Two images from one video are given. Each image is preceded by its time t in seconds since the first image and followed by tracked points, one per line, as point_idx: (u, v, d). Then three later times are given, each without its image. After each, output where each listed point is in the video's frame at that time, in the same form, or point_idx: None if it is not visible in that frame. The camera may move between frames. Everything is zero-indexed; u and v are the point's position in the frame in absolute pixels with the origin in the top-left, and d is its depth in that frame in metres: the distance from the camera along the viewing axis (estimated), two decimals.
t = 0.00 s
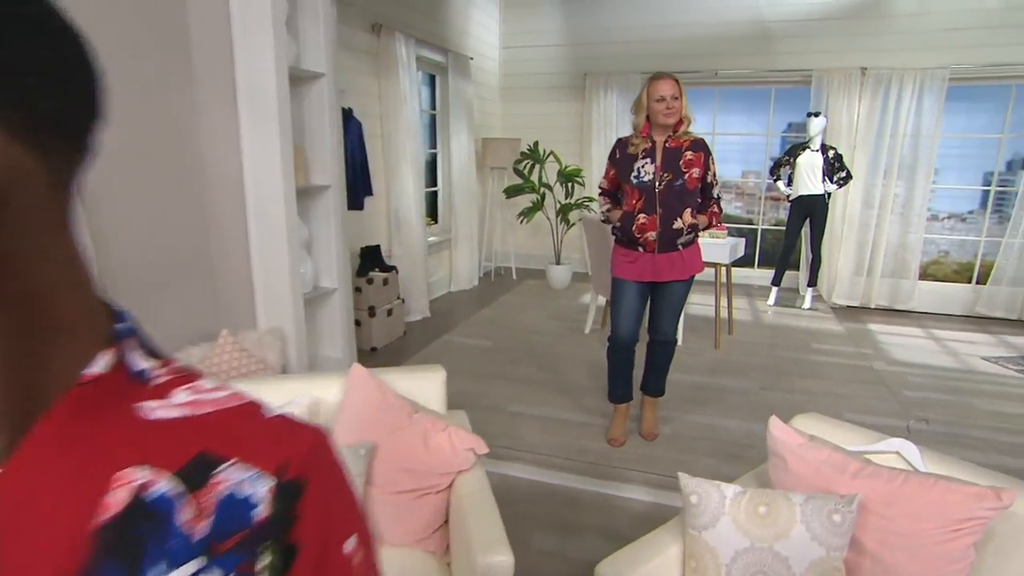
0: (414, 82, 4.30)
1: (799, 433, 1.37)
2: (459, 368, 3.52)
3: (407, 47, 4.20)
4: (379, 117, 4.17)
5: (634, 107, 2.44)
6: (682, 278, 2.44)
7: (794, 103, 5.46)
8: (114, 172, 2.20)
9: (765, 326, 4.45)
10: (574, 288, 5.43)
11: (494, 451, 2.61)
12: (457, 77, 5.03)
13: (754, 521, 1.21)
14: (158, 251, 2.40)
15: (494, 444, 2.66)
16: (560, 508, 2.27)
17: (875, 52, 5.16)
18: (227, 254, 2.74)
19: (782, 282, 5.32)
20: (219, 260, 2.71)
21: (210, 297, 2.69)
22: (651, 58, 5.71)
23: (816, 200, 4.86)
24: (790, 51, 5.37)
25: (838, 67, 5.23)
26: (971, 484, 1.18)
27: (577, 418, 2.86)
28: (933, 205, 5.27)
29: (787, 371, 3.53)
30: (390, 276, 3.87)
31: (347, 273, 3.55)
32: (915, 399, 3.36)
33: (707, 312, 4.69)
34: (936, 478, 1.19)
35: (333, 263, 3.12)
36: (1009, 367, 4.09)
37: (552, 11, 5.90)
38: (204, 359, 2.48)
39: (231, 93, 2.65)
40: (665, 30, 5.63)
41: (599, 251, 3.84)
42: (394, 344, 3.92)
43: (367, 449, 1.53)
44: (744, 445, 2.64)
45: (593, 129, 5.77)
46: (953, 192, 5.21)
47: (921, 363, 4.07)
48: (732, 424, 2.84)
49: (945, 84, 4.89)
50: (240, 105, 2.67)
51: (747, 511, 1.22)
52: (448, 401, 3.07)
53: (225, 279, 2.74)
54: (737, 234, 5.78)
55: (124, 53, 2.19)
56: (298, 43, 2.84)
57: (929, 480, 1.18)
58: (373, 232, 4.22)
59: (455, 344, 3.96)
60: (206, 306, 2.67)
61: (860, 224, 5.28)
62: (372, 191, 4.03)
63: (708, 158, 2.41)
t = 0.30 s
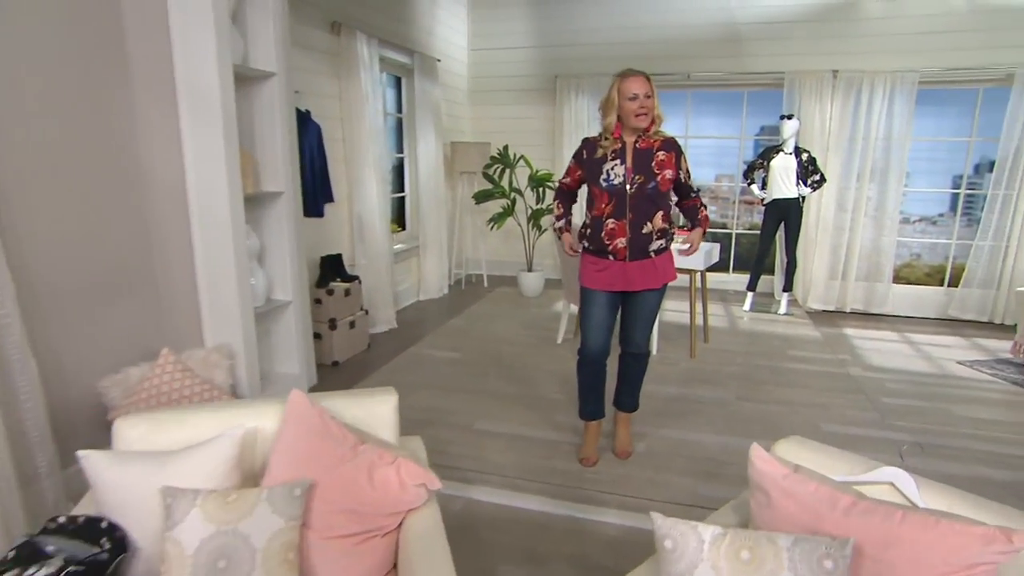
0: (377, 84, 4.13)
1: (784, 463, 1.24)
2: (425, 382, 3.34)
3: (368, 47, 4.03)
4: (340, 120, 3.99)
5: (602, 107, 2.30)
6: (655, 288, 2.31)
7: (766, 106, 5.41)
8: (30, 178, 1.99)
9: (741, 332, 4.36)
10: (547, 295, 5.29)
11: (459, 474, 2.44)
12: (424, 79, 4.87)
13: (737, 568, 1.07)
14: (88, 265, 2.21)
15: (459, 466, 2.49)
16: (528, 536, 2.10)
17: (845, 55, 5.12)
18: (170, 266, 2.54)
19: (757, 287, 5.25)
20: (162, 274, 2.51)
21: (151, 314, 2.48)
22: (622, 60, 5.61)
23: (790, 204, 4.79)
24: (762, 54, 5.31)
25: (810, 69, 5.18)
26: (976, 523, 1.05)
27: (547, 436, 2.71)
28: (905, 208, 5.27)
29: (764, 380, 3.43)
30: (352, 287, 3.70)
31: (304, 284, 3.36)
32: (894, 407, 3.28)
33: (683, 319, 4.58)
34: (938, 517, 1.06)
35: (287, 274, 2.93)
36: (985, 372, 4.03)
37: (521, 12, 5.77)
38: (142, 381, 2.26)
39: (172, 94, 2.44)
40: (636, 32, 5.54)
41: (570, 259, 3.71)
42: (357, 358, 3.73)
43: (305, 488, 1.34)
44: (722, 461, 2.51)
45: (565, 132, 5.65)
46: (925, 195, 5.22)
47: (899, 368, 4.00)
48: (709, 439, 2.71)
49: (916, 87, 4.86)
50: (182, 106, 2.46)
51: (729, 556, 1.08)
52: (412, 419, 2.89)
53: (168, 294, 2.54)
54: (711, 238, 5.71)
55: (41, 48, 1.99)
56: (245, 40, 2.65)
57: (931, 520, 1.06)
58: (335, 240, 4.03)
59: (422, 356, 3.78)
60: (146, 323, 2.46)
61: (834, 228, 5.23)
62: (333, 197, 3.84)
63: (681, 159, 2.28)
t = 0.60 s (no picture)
0: (348, 85, 3.97)
1: (780, 503, 1.11)
2: (398, 397, 3.18)
3: (338, 46, 3.86)
4: (309, 122, 3.82)
5: (580, 107, 2.16)
6: (636, 298, 2.17)
7: (747, 107, 5.34)
8: None
9: (725, 339, 4.26)
10: (528, 302, 5.15)
11: (431, 499, 2.28)
12: (398, 80, 4.72)
13: None
14: (26, 283, 1.99)
15: (431, 491, 2.33)
16: (504, 569, 1.94)
17: (827, 55, 5.06)
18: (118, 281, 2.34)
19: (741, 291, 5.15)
20: (110, 290, 2.31)
21: (98, 332, 2.28)
22: (602, 61, 5.50)
23: (774, 207, 4.70)
24: (743, 54, 5.22)
25: (792, 69, 5.10)
26: None
27: (525, 455, 2.56)
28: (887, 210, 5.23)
29: (750, 390, 3.31)
30: (321, 297, 3.53)
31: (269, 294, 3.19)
32: (883, 416, 3.18)
33: (666, 325, 4.47)
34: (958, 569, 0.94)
35: (248, 287, 2.75)
36: (973, 377, 3.93)
37: (499, 11, 5.64)
38: (85, 408, 2.04)
39: (117, 94, 2.24)
40: (616, 31, 5.43)
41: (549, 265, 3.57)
42: (328, 372, 3.56)
43: (244, 537, 1.18)
44: (710, 480, 2.38)
45: (545, 134, 5.53)
46: (907, 197, 5.18)
47: (886, 374, 3.92)
48: (695, 456, 2.58)
49: (898, 88, 4.81)
50: (129, 108, 2.26)
51: None
52: (383, 439, 2.72)
53: (118, 311, 2.34)
54: (694, 242, 5.62)
55: None
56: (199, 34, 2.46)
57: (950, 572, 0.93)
58: (304, 248, 3.86)
59: (396, 368, 3.62)
60: (92, 342, 2.26)
61: (818, 230, 5.16)
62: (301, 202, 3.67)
63: (661, 161, 2.15)
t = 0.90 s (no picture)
0: (328, 86, 3.82)
1: (791, 553, 0.98)
2: (381, 412, 3.03)
3: (318, 45, 3.71)
4: (288, 124, 3.66)
5: (567, 106, 2.03)
6: (627, 310, 2.04)
7: (741, 107, 5.23)
8: None
9: (721, 345, 4.14)
10: (518, 308, 5.01)
11: (412, 525, 2.13)
12: (382, 80, 4.57)
13: None
14: None
15: (412, 516, 2.18)
16: None
17: (822, 53, 4.95)
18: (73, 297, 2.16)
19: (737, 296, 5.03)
20: (65, 306, 2.13)
21: (53, 350, 2.10)
22: (593, 60, 5.37)
23: (770, 209, 4.58)
24: (737, 52, 5.10)
25: (786, 67, 4.99)
26: None
27: (513, 475, 2.42)
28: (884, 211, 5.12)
29: (748, 400, 3.18)
30: (300, 307, 3.38)
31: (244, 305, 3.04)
32: (886, 425, 3.06)
33: (661, 331, 4.35)
34: None
35: (220, 299, 2.58)
36: (976, 383, 3.82)
37: (487, 9, 5.50)
38: (36, 434, 1.89)
39: (70, 94, 2.06)
40: (607, 30, 5.31)
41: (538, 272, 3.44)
42: (308, 385, 3.40)
43: None
44: (708, 501, 2.25)
45: (535, 135, 5.40)
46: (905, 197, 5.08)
47: (886, 381, 3.81)
48: (692, 474, 2.45)
49: (894, 86, 4.70)
50: (83, 109, 2.08)
51: None
52: (363, 458, 2.58)
53: (75, 329, 2.16)
54: (688, 245, 5.50)
55: None
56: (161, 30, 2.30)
57: None
58: (284, 255, 3.70)
59: (380, 380, 3.47)
60: (46, 362, 2.08)
61: (814, 232, 5.05)
62: (280, 208, 3.52)
63: (653, 162, 2.02)
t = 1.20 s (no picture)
0: (313, 85, 3.68)
1: None
2: (366, 426, 2.90)
3: (302, 42, 3.58)
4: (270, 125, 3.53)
5: (555, 103, 1.91)
6: (622, 322, 1.91)
7: (739, 106, 5.12)
8: None
9: (721, 352, 4.01)
10: (512, 313, 4.89)
11: (396, 552, 2.00)
12: (370, 80, 4.43)
13: None
14: None
15: (397, 541, 2.05)
16: None
17: (822, 50, 4.83)
18: (32, 313, 2.00)
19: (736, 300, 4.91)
20: (23, 323, 1.98)
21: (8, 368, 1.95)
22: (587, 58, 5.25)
23: (770, 211, 4.46)
24: (735, 50, 4.98)
25: (785, 66, 4.87)
26: None
27: (504, 496, 2.29)
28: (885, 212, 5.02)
29: (749, 411, 3.06)
30: (284, 314, 3.25)
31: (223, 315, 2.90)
32: (892, 436, 2.95)
33: (658, 337, 4.22)
34: None
35: (194, 310, 2.43)
36: (982, 391, 3.71)
37: (479, 7, 5.37)
38: None
39: (25, 95, 1.90)
40: (601, 27, 5.18)
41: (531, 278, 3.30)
42: (292, 396, 3.26)
43: None
44: (711, 524, 2.12)
45: (528, 136, 5.28)
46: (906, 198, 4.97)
47: (890, 388, 3.70)
48: (693, 492, 2.33)
49: (896, 85, 4.59)
50: (41, 111, 1.92)
51: None
52: (347, 477, 2.45)
53: (34, 348, 2.01)
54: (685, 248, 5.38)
55: None
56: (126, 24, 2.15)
57: None
58: (267, 261, 3.57)
59: (367, 391, 3.34)
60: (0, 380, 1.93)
61: (814, 234, 4.93)
62: (262, 212, 3.39)
63: (649, 168, 1.89)
